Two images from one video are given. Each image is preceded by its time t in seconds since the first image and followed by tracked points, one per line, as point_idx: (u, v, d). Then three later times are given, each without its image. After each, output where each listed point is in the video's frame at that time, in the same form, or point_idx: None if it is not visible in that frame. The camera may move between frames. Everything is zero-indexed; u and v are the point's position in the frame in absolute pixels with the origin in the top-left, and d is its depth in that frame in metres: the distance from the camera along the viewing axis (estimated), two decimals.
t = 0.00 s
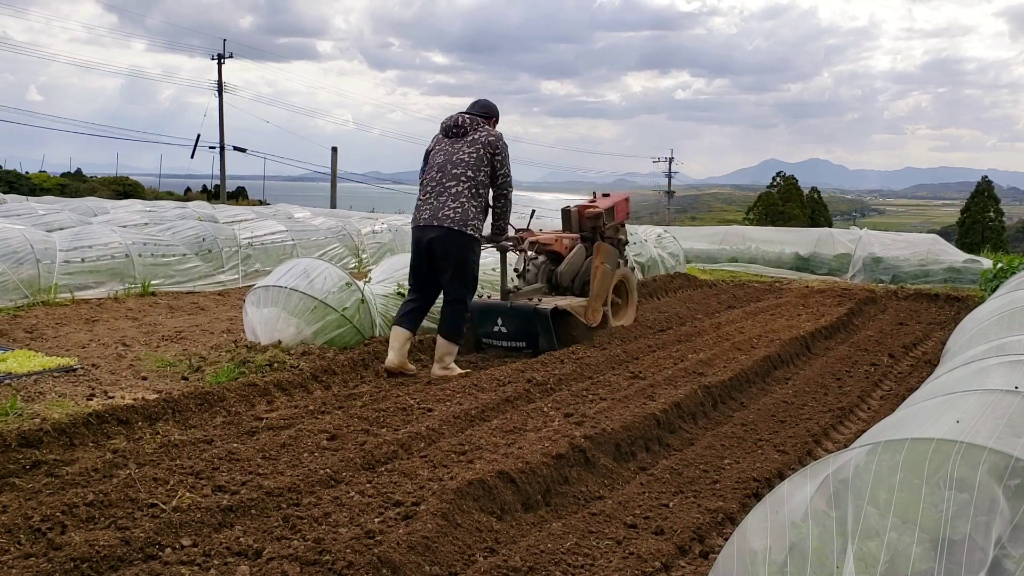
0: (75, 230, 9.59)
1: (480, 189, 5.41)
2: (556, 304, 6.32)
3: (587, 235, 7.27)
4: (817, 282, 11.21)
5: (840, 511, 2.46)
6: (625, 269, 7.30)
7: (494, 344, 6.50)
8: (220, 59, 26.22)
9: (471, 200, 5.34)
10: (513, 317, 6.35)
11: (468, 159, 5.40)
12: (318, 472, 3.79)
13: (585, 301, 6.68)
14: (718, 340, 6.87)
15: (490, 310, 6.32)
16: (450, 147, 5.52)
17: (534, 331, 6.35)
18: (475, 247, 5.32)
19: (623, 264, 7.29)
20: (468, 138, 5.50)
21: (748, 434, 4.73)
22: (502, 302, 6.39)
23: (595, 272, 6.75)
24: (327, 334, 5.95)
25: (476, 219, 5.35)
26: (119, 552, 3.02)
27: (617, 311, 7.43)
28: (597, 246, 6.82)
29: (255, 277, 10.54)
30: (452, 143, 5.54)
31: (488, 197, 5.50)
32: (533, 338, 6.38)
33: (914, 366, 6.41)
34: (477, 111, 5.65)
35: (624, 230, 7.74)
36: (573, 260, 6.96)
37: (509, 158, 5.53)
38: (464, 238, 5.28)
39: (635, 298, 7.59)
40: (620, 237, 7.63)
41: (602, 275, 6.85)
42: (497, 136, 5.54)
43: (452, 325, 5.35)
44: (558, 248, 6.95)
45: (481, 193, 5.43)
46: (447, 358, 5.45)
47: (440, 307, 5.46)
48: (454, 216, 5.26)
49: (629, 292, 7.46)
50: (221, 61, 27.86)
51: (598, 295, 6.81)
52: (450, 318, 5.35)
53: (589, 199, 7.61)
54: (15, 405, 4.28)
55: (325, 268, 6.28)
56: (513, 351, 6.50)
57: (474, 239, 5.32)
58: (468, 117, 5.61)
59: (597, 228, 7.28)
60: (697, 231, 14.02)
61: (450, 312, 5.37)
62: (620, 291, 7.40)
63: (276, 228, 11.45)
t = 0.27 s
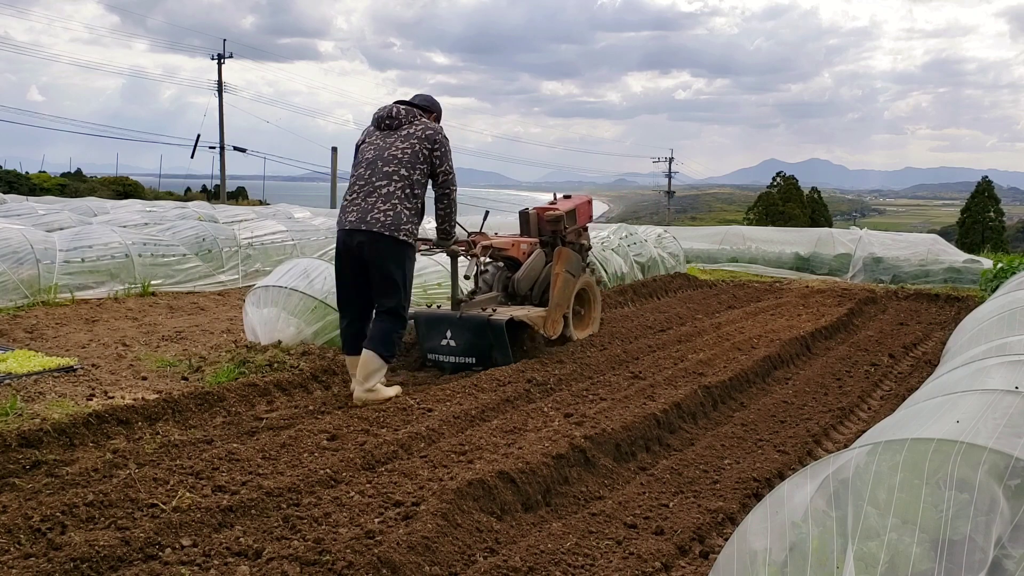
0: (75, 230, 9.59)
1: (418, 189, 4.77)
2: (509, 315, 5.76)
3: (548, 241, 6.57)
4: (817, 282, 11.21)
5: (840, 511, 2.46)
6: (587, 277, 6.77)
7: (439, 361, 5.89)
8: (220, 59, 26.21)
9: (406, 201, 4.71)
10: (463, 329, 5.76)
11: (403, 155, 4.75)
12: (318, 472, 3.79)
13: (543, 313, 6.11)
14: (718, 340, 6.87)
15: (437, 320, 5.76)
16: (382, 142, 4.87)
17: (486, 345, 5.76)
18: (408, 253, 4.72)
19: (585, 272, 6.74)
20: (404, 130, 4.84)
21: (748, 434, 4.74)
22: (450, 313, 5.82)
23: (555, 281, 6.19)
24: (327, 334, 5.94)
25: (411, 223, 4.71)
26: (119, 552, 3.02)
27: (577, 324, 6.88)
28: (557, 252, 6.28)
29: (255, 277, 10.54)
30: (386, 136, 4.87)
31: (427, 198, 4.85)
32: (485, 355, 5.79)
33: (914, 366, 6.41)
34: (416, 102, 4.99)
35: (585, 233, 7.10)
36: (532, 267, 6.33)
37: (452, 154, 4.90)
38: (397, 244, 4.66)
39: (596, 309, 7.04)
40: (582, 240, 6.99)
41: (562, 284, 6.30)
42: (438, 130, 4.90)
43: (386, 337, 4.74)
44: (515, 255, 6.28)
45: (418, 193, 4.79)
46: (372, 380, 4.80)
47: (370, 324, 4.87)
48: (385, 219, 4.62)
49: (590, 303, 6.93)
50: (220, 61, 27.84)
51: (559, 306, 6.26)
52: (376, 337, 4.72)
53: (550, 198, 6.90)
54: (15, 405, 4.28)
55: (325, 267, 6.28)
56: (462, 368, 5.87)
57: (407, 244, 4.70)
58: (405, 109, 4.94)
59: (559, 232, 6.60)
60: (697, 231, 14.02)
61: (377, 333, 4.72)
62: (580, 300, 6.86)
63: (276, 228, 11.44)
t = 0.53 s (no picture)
0: (75, 230, 9.59)
1: (341, 179, 4.40)
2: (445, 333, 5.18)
3: (499, 244, 6.08)
4: (817, 283, 11.20)
5: (840, 511, 2.46)
6: (541, 285, 6.16)
7: (372, 382, 5.37)
8: (220, 59, 26.19)
9: (325, 191, 4.34)
10: (392, 351, 5.18)
11: (329, 140, 4.40)
12: (318, 472, 3.79)
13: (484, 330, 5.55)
14: (718, 340, 6.87)
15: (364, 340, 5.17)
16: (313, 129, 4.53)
17: (418, 366, 5.22)
18: (334, 250, 4.34)
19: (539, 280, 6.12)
20: (336, 116, 4.51)
21: (748, 434, 4.73)
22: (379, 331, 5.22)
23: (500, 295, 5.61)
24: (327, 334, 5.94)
25: (331, 214, 4.33)
26: (119, 552, 3.02)
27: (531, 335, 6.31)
28: (505, 261, 5.66)
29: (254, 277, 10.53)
30: (317, 121, 4.54)
31: (354, 190, 4.47)
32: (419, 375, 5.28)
33: (914, 366, 6.41)
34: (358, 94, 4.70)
35: (541, 234, 6.65)
36: (477, 277, 5.73)
37: (386, 145, 4.52)
38: (318, 238, 4.29)
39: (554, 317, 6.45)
40: (537, 243, 6.52)
41: (509, 297, 5.71)
42: (374, 118, 4.54)
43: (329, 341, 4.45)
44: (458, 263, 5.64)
45: (343, 184, 4.42)
46: (335, 391, 4.51)
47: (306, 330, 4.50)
48: (299, 208, 4.28)
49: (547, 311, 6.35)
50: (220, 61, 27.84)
51: (505, 321, 5.69)
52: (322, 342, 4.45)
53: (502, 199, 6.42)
54: (14, 405, 4.27)
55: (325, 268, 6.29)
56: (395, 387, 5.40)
57: (328, 239, 4.31)
58: (343, 95, 4.62)
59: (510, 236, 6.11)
60: (697, 231, 14.01)
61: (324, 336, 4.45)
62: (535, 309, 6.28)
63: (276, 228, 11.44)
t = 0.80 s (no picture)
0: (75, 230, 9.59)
1: (258, 176, 3.96)
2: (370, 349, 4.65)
3: (444, 250, 5.53)
4: (817, 283, 11.21)
5: (840, 511, 2.46)
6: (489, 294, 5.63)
7: (294, 400, 4.91)
8: (220, 59, 26.19)
9: (242, 192, 3.91)
10: (311, 369, 4.71)
11: (241, 133, 3.94)
12: (318, 473, 3.79)
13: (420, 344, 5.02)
14: (718, 340, 6.88)
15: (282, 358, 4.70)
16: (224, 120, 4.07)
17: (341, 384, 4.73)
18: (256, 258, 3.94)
19: (487, 288, 5.58)
20: (250, 105, 4.06)
21: (748, 434, 4.74)
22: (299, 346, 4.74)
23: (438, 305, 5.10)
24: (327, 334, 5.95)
25: (250, 217, 3.91)
26: (119, 552, 3.02)
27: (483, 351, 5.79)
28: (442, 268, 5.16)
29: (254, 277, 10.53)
30: (229, 112, 4.08)
31: (273, 186, 4.03)
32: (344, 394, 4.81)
33: (914, 366, 6.41)
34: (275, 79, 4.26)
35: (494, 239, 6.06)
36: (416, 286, 5.19)
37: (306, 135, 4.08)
38: (239, 246, 3.87)
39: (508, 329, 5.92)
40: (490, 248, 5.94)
41: (449, 307, 5.19)
42: (291, 105, 4.09)
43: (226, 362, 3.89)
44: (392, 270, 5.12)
45: (262, 181, 3.98)
46: (215, 421, 3.93)
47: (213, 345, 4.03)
48: (214, 213, 3.83)
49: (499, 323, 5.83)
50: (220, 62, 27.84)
51: (445, 334, 5.16)
52: (223, 365, 3.89)
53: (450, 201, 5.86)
54: (14, 405, 4.28)
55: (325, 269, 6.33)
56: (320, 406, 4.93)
57: (247, 246, 3.89)
58: (256, 80, 4.16)
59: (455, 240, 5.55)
60: (697, 231, 14.01)
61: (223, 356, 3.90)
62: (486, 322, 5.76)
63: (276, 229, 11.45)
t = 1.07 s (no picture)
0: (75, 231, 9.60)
1: (121, 172, 3.46)
2: (275, 366, 4.11)
3: (377, 255, 5.08)
4: (817, 283, 11.21)
5: (840, 511, 2.46)
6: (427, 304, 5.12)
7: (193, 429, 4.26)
8: (220, 59, 26.19)
9: (99, 193, 3.43)
10: (209, 391, 4.09)
11: (99, 125, 3.46)
12: (318, 473, 3.79)
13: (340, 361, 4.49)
14: (718, 340, 6.88)
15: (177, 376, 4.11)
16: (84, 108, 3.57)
17: (244, 410, 4.11)
18: (122, 262, 3.47)
19: (420, 295, 5.05)
20: (112, 90, 3.56)
21: (748, 434, 4.74)
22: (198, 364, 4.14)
23: (360, 316, 4.57)
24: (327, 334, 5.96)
25: (114, 219, 3.45)
26: (119, 552, 3.02)
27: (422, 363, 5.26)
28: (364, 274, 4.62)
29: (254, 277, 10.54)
30: (89, 101, 3.58)
31: (144, 184, 3.54)
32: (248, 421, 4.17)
33: (914, 366, 6.42)
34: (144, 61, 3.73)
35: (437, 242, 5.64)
36: (341, 296, 4.65)
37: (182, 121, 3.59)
38: (99, 250, 3.40)
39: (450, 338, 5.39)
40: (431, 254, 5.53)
41: (374, 318, 4.65)
42: (159, 88, 3.58)
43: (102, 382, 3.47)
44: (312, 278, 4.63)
45: (125, 178, 3.48)
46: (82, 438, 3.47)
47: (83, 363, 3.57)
48: (66, 218, 3.36)
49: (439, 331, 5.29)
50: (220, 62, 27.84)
51: (370, 349, 4.62)
52: (105, 379, 3.45)
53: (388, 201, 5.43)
54: (14, 405, 4.29)
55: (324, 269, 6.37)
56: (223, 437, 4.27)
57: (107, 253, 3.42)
58: (121, 62, 3.66)
59: (390, 244, 5.12)
60: (697, 231, 14.01)
61: (107, 371, 3.45)
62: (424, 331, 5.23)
63: (275, 229, 11.45)
